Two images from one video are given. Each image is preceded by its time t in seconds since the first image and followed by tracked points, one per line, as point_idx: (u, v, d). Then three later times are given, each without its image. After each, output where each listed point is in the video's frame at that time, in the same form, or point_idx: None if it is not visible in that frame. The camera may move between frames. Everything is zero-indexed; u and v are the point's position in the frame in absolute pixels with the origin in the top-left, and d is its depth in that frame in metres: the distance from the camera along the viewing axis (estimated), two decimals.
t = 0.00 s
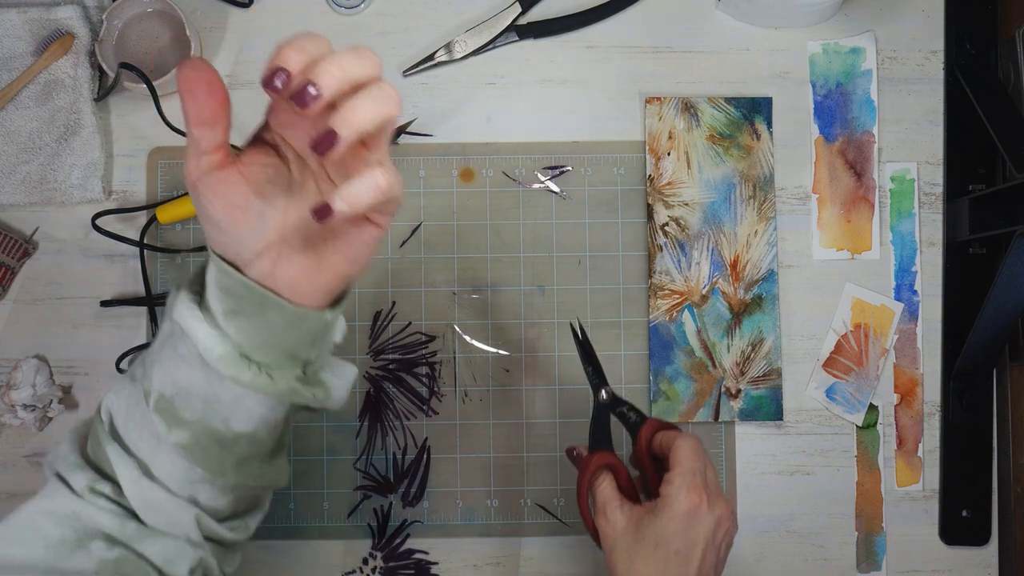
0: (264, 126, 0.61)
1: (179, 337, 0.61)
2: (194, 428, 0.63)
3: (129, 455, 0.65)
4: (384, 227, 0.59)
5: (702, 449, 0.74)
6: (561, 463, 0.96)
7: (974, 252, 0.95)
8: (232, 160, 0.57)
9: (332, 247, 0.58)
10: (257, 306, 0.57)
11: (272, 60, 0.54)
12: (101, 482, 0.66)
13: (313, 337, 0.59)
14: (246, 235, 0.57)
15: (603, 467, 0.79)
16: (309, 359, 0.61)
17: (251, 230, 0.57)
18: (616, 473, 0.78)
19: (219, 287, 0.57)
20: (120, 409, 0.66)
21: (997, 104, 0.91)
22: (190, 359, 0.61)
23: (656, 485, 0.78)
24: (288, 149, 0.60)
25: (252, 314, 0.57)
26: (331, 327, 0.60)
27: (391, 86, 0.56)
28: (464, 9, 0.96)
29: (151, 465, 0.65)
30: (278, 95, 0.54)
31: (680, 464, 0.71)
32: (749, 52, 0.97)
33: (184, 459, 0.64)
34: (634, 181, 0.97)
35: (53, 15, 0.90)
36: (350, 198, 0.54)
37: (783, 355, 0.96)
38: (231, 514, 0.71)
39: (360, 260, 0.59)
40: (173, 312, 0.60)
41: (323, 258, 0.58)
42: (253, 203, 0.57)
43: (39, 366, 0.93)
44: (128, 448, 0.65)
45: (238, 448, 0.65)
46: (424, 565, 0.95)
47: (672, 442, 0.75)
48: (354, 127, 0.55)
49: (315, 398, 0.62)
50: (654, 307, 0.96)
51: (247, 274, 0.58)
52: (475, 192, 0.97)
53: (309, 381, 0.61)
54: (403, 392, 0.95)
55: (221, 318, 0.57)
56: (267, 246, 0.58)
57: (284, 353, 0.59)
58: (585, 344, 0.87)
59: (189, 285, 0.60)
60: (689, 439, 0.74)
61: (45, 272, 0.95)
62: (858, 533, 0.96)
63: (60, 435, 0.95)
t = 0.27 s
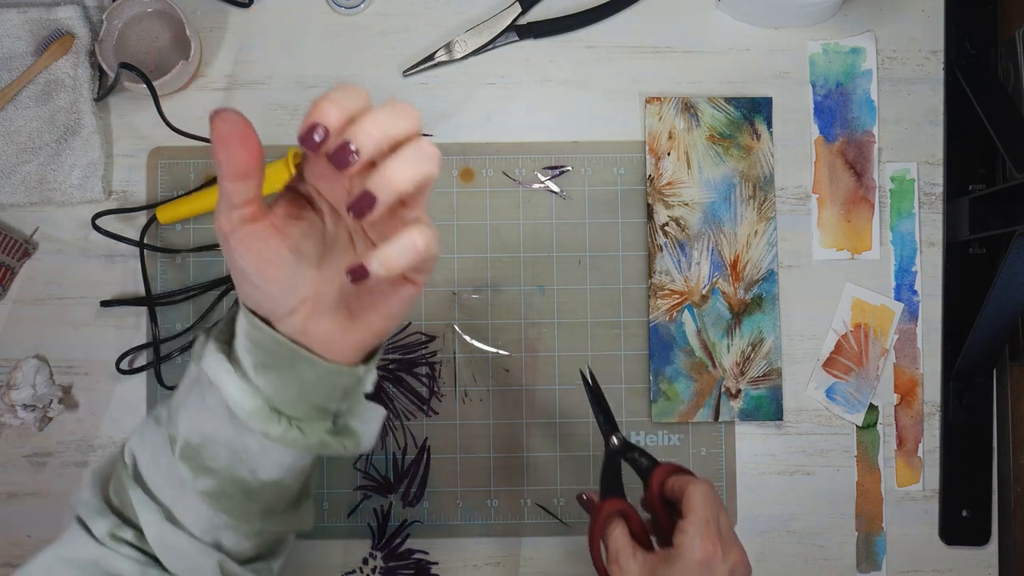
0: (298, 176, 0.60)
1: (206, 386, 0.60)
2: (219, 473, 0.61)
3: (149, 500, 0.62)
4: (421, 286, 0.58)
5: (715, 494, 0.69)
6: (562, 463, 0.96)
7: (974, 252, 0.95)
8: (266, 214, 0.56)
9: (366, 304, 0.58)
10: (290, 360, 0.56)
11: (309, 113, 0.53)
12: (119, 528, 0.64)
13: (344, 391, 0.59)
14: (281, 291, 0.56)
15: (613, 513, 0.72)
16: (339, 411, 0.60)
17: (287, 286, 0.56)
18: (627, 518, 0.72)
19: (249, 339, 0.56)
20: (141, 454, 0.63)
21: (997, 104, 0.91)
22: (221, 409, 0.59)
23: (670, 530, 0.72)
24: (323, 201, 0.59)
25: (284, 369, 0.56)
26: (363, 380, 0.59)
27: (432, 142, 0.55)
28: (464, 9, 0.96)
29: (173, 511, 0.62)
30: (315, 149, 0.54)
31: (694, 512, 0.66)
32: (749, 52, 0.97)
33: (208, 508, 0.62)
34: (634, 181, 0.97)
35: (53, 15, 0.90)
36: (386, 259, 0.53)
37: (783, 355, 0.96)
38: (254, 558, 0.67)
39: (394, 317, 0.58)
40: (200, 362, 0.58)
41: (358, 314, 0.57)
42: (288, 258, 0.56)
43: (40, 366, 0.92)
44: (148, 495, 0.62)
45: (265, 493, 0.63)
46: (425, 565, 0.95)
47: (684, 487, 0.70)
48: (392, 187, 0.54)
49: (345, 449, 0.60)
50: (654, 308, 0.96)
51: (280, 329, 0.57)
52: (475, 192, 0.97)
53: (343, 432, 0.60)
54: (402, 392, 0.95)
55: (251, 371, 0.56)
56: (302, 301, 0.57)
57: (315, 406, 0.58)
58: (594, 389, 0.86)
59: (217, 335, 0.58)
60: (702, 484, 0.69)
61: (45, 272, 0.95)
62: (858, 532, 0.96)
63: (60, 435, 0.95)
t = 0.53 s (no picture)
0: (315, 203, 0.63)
1: (221, 411, 0.62)
2: (234, 497, 0.63)
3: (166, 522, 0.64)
4: (435, 313, 0.60)
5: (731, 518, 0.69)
6: (561, 463, 0.96)
7: (974, 252, 0.95)
8: (282, 239, 0.59)
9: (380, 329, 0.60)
10: (305, 385, 0.60)
11: (325, 144, 0.53)
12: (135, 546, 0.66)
13: (357, 416, 0.62)
14: (297, 316, 0.59)
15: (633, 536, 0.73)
16: (353, 435, 0.64)
17: (302, 311, 0.60)
18: (645, 538, 0.73)
19: (267, 365, 0.60)
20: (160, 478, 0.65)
21: (998, 104, 0.91)
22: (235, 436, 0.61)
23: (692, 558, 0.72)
24: (338, 228, 0.62)
25: (300, 393, 0.60)
26: (376, 404, 0.63)
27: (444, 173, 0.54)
28: (464, 9, 0.96)
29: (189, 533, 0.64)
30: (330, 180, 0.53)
31: (713, 533, 0.67)
32: (749, 52, 0.97)
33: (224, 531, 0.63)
34: (634, 181, 0.97)
35: (53, 14, 0.89)
36: (398, 290, 0.52)
37: (783, 355, 0.96)
38: None
39: (407, 343, 0.60)
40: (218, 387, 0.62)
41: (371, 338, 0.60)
42: (302, 283, 0.60)
43: (40, 366, 0.93)
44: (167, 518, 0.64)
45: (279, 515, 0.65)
46: (425, 565, 0.95)
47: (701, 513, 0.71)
48: (404, 222, 0.52)
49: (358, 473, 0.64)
50: (654, 308, 0.96)
51: (294, 352, 0.60)
52: (475, 192, 0.97)
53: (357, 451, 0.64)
54: (403, 392, 0.95)
55: (268, 395, 0.60)
56: (317, 325, 0.60)
57: (330, 431, 0.61)
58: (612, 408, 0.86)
59: (234, 359, 0.63)
60: (721, 506, 0.69)
61: (45, 272, 0.95)
62: (858, 532, 0.96)
63: (59, 435, 0.95)
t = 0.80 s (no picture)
0: (310, 201, 0.63)
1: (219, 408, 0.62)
2: (233, 494, 0.63)
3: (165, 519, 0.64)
4: (432, 310, 0.61)
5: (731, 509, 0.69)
6: (561, 463, 0.96)
7: (974, 252, 0.95)
8: (278, 237, 0.59)
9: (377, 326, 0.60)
10: (303, 383, 0.60)
11: (320, 143, 0.53)
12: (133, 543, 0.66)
13: (355, 413, 0.62)
14: (293, 314, 0.59)
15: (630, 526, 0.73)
16: (350, 432, 0.64)
17: (299, 309, 0.60)
18: (645, 530, 0.73)
19: (264, 362, 0.60)
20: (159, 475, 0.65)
21: (998, 105, 0.91)
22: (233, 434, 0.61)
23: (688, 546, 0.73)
24: (334, 226, 0.63)
25: (297, 391, 0.60)
26: (373, 401, 0.63)
27: (439, 171, 0.54)
28: (464, 9, 0.96)
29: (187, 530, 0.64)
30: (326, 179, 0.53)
31: (712, 525, 0.67)
32: (749, 51, 0.97)
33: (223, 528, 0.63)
34: (634, 181, 0.97)
35: (53, 14, 0.89)
36: (396, 287, 0.52)
37: (783, 355, 0.96)
38: None
39: (404, 340, 0.60)
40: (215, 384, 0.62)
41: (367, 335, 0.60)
42: (298, 281, 0.60)
43: (40, 366, 0.93)
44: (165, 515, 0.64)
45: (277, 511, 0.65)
46: (425, 564, 0.95)
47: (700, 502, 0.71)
48: (399, 221, 0.52)
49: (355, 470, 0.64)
50: (654, 308, 0.96)
51: (292, 350, 0.60)
52: (475, 192, 0.97)
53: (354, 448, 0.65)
54: (403, 392, 0.95)
55: (265, 392, 0.60)
56: (314, 323, 0.60)
57: (328, 428, 0.61)
58: (612, 401, 0.86)
59: (231, 357, 0.63)
60: (719, 498, 0.69)
61: (45, 272, 0.95)
62: (858, 532, 0.96)
63: (59, 435, 0.95)
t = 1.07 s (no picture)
0: (311, 208, 0.64)
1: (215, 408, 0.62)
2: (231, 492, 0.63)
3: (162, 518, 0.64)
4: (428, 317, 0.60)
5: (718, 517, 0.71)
6: (562, 463, 0.96)
7: (974, 252, 0.95)
8: (278, 243, 0.60)
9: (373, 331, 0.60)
10: (299, 385, 0.60)
11: (320, 154, 0.54)
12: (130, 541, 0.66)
13: (350, 417, 0.62)
14: (291, 319, 0.60)
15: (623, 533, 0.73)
16: (346, 435, 0.64)
17: (296, 314, 0.60)
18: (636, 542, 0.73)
19: (260, 364, 0.60)
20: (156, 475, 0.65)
21: (998, 105, 0.91)
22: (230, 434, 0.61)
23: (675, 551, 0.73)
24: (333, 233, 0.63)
25: (293, 393, 0.60)
26: (369, 405, 0.63)
27: (436, 183, 0.54)
28: (464, 9, 0.96)
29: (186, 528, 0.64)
30: (324, 189, 0.54)
31: (703, 538, 0.68)
32: (749, 51, 0.97)
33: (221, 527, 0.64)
34: (634, 181, 0.97)
35: (53, 14, 0.89)
36: (391, 296, 0.52)
37: (783, 355, 0.96)
38: None
39: (400, 347, 0.60)
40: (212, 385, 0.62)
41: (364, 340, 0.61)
42: (296, 287, 0.60)
43: (40, 366, 0.93)
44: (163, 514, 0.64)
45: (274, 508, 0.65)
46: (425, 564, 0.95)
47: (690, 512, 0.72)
48: (394, 231, 0.53)
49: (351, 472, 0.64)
50: (654, 307, 0.96)
51: (289, 354, 0.61)
52: (475, 192, 0.97)
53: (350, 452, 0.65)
54: (402, 392, 0.95)
55: (261, 394, 0.60)
56: (311, 328, 0.61)
57: (323, 430, 0.61)
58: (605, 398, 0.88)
59: (229, 359, 0.63)
60: (704, 513, 0.71)
61: (45, 272, 0.95)
62: (858, 532, 0.96)
63: (59, 435, 0.95)
